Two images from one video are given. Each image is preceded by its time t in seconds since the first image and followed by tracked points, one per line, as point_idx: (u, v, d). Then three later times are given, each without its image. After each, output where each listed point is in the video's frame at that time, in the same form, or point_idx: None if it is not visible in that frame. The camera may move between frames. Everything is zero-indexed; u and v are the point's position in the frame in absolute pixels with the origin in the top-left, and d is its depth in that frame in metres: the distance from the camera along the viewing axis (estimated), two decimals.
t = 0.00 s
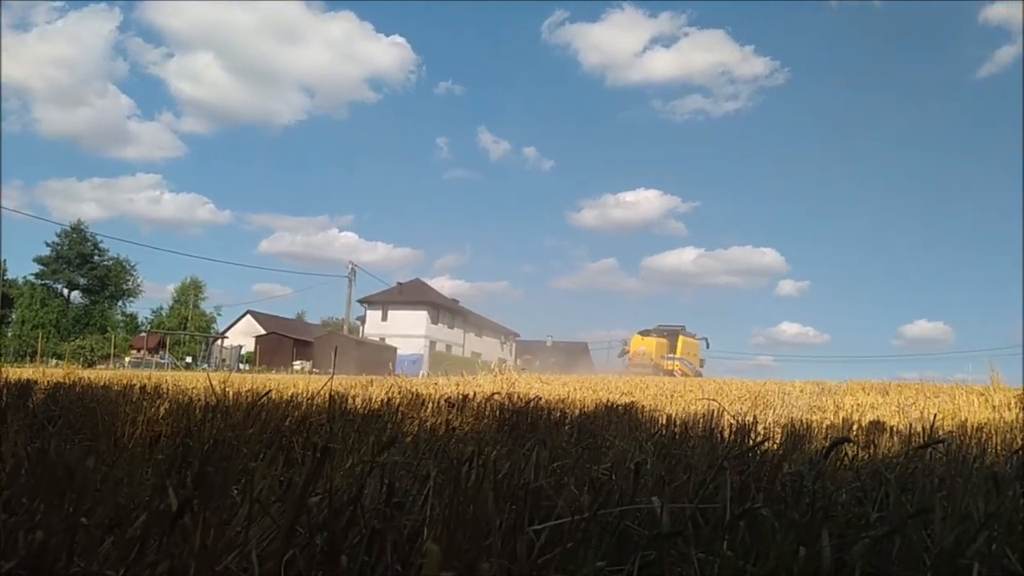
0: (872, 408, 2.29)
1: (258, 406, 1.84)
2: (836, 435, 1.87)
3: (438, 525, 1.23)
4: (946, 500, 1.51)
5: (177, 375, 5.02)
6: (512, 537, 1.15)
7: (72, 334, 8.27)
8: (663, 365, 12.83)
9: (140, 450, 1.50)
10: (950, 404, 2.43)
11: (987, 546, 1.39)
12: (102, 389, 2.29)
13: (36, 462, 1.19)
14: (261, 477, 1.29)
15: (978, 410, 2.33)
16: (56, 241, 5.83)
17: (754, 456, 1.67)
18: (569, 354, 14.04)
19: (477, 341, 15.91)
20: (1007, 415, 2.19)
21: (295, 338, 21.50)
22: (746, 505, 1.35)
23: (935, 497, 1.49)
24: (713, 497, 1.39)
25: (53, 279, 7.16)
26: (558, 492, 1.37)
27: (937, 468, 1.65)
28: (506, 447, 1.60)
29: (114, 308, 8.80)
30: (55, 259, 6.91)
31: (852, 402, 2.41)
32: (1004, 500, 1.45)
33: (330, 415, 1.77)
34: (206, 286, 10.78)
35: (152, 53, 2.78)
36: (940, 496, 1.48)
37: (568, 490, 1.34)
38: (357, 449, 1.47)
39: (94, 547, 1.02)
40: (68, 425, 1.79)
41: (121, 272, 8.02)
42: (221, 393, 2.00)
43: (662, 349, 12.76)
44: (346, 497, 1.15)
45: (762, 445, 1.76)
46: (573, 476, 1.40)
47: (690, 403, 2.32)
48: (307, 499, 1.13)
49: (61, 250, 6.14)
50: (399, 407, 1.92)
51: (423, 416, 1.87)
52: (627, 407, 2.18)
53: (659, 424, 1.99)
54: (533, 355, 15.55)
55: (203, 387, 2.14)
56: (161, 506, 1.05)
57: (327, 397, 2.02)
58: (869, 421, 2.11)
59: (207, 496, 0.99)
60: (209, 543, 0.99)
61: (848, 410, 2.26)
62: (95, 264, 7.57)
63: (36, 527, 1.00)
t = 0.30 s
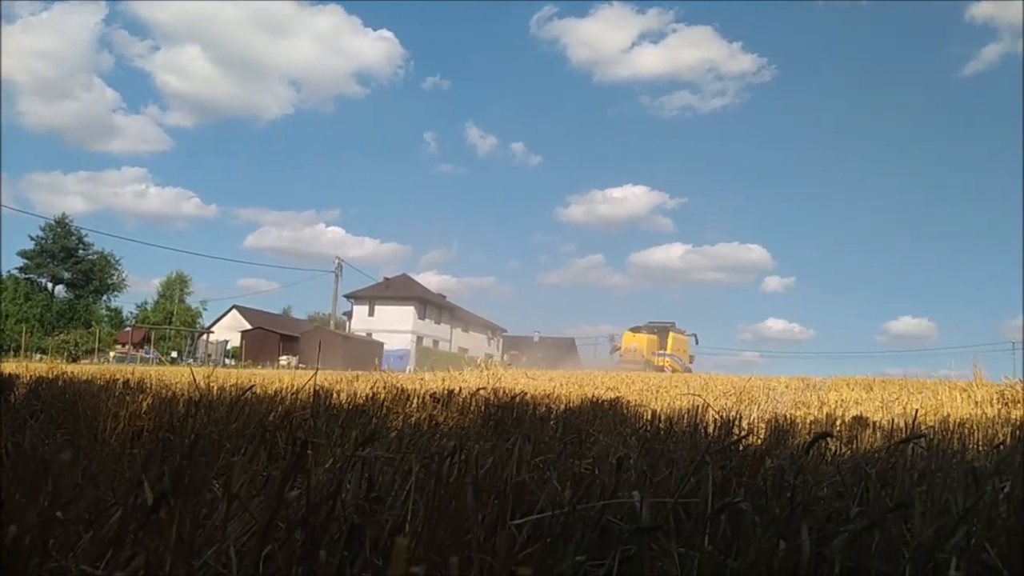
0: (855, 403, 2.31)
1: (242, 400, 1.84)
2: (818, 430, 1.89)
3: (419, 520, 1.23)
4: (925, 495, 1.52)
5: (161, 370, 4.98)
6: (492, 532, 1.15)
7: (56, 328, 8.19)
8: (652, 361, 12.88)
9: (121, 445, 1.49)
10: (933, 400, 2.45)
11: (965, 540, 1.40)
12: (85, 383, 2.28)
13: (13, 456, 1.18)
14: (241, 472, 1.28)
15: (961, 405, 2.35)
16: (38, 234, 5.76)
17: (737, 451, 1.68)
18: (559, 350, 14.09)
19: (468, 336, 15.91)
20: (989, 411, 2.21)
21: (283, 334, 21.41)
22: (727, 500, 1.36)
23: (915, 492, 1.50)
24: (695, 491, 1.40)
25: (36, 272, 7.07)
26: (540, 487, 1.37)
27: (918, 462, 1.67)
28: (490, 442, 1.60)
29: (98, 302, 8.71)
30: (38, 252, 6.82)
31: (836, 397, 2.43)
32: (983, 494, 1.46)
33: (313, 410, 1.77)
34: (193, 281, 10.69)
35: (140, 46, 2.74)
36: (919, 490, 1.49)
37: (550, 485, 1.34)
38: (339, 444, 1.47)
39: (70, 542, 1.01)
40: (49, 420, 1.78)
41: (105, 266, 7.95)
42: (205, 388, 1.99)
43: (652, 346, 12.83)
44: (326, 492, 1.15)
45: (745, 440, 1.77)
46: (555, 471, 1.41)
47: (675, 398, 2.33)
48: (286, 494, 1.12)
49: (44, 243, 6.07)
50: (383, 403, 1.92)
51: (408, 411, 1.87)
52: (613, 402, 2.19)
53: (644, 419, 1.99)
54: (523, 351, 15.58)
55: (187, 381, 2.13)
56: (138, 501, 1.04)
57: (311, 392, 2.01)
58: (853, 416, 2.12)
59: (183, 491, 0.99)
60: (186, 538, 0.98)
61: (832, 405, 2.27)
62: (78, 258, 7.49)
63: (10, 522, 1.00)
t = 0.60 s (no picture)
0: (840, 400, 2.32)
1: (225, 396, 1.83)
2: (801, 427, 1.90)
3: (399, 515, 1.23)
4: (905, 490, 1.53)
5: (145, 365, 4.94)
6: (471, 527, 1.16)
7: (39, 323, 8.09)
8: (641, 359, 12.92)
9: (102, 440, 1.48)
10: (916, 398, 2.47)
11: (942, 535, 1.42)
12: (68, 378, 2.25)
13: None
14: (222, 467, 1.28)
15: (944, 403, 2.37)
16: (22, 228, 5.70)
17: (719, 447, 1.69)
18: (550, 348, 14.12)
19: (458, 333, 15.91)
20: (971, 408, 2.23)
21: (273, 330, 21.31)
22: (707, 495, 1.37)
23: (895, 488, 1.52)
24: (676, 487, 1.41)
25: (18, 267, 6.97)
26: (522, 482, 1.37)
27: (898, 458, 1.68)
28: (473, 437, 1.60)
29: (83, 297, 8.62)
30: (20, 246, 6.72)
31: (821, 394, 2.44)
32: (961, 490, 1.47)
33: (297, 406, 1.76)
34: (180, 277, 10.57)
35: (125, 40, 2.71)
36: (899, 486, 1.50)
37: (532, 480, 1.34)
38: (322, 439, 1.47)
39: (45, 537, 1.01)
40: (31, 415, 1.77)
41: (90, 260, 7.86)
42: (188, 383, 1.98)
43: (643, 343, 12.90)
44: (305, 487, 1.14)
45: (728, 436, 1.78)
46: (537, 467, 1.41)
47: (661, 394, 2.34)
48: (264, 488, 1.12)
49: (28, 237, 6.00)
50: (368, 399, 1.92)
51: (392, 407, 1.87)
52: (598, 398, 2.19)
53: (628, 415, 2.00)
54: (513, 348, 15.63)
55: (170, 377, 2.12)
56: (115, 495, 1.04)
57: (296, 388, 2.01)
58: (836, 412, 2.14)
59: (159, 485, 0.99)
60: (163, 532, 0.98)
61: (816, 402, 2.29)
62: (63, 252, 7.41)
63: None
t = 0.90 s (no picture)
0: (823, 398, 2.34)
1: (207, 393, 1.82)
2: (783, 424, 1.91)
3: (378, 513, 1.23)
4: (883, 487, 1.54)
5: (129, 362, 4.89)
6: (448, 523, 1.16)
7: (22, 320, 8.01)
8: (631, 356, 12.95)
9: (80, 437, 1.48)
10: (899, 395, 2.49)
11: (918, 530, 1.43)
12: (49, 375, 2.24)
13: None
14: (200, 463, 1.28)
15: (926, 400, 2.39)
16: (5, 224, 5.63)
17: (700, 444, 1.70)
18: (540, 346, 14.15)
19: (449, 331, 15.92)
20: (951, 405, 2.25)
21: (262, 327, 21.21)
22: (685, 491, 1.37)
23: (874, 485, 1.53)
24: (655, 483, 1.41)
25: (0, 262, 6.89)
26: (501, 479, 1.37)
27: (877, 455, 1.69)
28: (455, 434, 1.60)
29: (68, 293, 8.54)
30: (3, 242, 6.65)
31: (804, 392, 2.46)
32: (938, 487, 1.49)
33: (279, 403, 1.76)
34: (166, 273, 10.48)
35: (111, 34, 2.66)
36: (877, 483, 1.51)
37: (511, 477, 1.34)
38: (302, 435, 1.47)
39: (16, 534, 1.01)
40: (10, 411, 1.76)
41: (74, 256, 7.80)
42: (170, 380, 1.97)
43: (633, 342, 12.95)
44: (282, 483, 1.15)
45: (710, 433, 1.79)
46: (517, 463, 1.41)
47: (645, 391, 2.34)
48: (240, 486, 1.12)
49: (11, 232, 5.93)
50: (351, 396, 1.91)
51: (376, 403, 1.87)
52: (582, 395, 2.20)
53: (612, 412, 2.00)
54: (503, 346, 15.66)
55: (152, 373, 2.11)
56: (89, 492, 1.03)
57: (279, 384, 2.00)
58: (818, 410, 2.15)
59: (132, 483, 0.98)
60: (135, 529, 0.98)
61: (800, 399, 2.30)
62: (46, 248, 7.34)
63: None
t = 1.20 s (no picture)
0: (806, 395, 2.35)
1: (188, 390, 1.81)
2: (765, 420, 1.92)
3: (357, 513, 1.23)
4: (862, 482, 1.55)
5: (112, 361, 4.85)
6: (426, 520, 1.16)
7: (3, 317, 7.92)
8: (622, 355, 12.99)
9: (57, 435, 1.47)
10: (881, 391, 2.51)
11: (896, 525, 1.44)
12: (28, 372, 2.22)
13: None
14: (177, 461, 1.27)
15: (907, 396, 2.41)
16: None
17: (682, 440, 1.70)
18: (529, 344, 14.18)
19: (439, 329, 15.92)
20: (932, 402, 2.27)
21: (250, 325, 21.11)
22: (665, 487, 1.38)
23: (853, 481, 1.54)
24: (636, 480, 1.42)
25: None
26: (481, 476, 1.37)
27: (857, 451, 1.70)
28: (436, 431, 1.60)
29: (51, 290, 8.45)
30: None
31: (787, 388, 2.47)
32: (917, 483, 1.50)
33: (261, 400, 1.75)
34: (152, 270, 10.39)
35: (96, 30, 2.63)
36: (856, 478, 1.52)
37: (491, 474, 1.34)
38: (282, 432, 1.46)
39: None
40: None
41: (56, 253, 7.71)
42: (151, 377, 1.96)
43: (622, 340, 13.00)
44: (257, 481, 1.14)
45: (692, 430, 1.80)
46: (497, 460, 1.41)
47: (630, 388, 2.35)
48: (215, 483, 1.11)
49: None
50: (334, 393, 1.91)
51: (359, 401, 1.86)
52: (566, 392, 2.20)
53: (596, 409, 2.01)
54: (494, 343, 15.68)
55: (134, 371, 2.09)
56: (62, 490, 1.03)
57: (262, 381, 2.00)
58: (801, 406, 2.17)
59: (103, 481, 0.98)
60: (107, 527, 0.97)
61: (783, 396, 2.32)
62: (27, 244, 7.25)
63: None
